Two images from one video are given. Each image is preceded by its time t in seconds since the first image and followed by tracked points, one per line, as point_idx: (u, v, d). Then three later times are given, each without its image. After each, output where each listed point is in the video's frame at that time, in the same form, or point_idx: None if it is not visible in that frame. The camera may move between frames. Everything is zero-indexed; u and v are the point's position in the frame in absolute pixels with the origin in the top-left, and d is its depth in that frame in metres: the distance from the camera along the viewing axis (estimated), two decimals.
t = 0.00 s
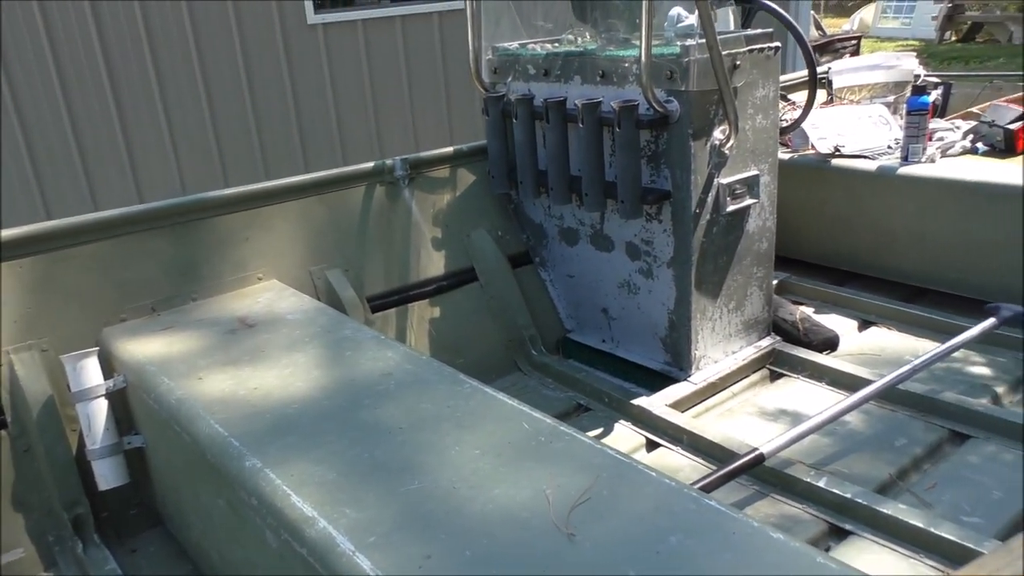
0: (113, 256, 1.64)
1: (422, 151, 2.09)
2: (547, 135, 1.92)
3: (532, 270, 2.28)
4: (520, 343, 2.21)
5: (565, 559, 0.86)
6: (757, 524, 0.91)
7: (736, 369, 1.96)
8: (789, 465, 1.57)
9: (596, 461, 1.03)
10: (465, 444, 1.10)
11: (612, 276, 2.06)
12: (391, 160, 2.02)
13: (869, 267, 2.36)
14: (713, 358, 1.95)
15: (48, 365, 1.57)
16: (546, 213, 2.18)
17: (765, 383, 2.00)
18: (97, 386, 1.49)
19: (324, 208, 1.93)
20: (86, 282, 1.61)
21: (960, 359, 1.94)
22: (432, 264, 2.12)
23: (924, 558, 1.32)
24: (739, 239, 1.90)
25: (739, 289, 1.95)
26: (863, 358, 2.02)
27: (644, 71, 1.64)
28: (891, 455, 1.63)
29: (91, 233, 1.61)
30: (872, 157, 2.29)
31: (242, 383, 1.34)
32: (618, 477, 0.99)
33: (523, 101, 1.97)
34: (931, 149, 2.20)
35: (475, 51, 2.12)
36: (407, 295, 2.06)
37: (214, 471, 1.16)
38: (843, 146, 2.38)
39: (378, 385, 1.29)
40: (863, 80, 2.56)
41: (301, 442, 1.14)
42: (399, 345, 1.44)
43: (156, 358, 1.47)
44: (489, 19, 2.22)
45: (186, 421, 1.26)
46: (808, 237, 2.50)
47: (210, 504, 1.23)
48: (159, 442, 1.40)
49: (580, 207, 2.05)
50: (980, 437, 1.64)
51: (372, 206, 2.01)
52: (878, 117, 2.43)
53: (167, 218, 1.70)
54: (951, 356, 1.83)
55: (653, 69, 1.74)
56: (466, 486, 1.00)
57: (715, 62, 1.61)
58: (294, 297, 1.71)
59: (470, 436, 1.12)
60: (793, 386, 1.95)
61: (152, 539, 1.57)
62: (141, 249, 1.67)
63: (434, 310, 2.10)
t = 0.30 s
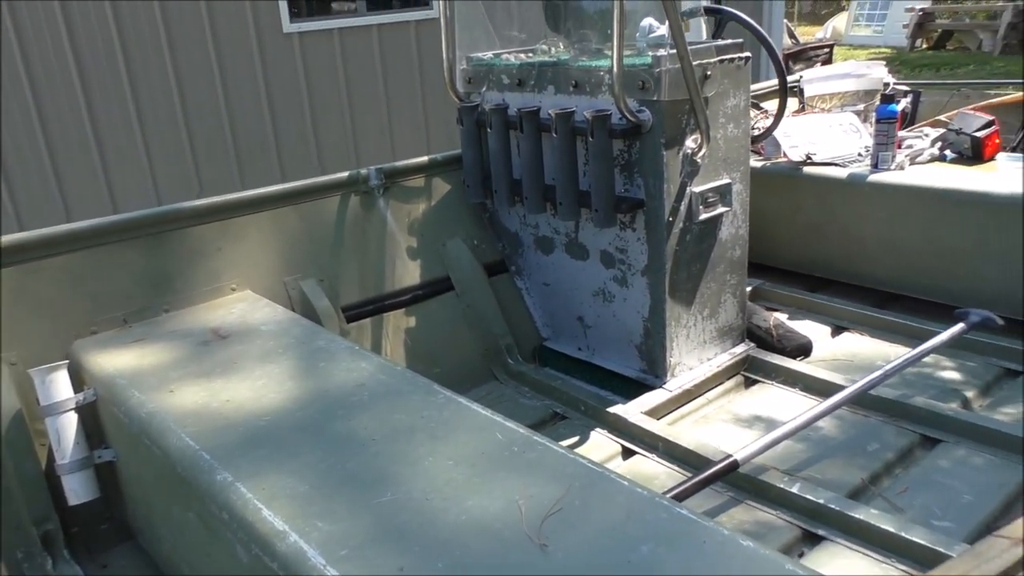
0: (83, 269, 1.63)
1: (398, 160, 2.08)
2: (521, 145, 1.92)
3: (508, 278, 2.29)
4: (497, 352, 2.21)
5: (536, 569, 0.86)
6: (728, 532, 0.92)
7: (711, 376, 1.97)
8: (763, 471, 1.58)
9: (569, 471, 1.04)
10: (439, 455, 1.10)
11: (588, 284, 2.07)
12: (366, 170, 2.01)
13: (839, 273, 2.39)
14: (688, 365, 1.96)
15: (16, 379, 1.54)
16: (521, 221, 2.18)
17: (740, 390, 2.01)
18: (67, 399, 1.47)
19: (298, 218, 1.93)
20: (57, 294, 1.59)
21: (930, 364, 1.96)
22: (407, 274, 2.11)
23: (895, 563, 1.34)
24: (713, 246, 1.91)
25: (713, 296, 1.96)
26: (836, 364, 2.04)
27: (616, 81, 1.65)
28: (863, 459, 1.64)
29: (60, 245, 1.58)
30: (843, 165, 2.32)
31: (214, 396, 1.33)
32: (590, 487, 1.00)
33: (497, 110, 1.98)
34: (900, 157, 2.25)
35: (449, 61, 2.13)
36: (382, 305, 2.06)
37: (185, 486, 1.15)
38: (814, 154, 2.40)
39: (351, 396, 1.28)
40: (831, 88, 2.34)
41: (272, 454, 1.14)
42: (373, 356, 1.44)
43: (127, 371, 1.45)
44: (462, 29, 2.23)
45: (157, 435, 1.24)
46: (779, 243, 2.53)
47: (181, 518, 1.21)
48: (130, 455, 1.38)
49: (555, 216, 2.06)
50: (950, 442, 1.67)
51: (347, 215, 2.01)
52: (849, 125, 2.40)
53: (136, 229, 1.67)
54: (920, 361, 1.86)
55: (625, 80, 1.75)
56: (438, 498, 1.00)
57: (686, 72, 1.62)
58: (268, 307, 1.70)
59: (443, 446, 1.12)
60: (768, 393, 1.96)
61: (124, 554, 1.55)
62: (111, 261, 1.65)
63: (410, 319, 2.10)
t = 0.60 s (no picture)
0: (55, 281, 1.60)
1: (373, 170, 2.09)
2: (497, 153, 1.93)
3: (485, 287, 2.29)
4: (475, 360, 2.20)
5: None
6: (702, 537, 0.92)
7: (687, 382, 1.98)
8: (739, 476, 1.59)
9: (545, 479, 1.04)
10: (414, 464, 1.10)
11: (564, 292, 2.07)
12: (342, 179, 2.03)
13: (814, 278, 2.41)
14: (665, 371, 1.97)
15: None
16: (498, 230, 2.19)
17: (716, 396, 2.03)
18: (39, 413, 1.45)
19: (274, 228, 1.92)
20: (29, 306, 1.56)
21: (903, 368, 1.99)
22: (384, 283, 2.11)
23: (869, 565, 1.35)
24: (687, 253, 1.93)
25: (689, 303, 1.98)
26: (811, 368, 2.06)
27: (590, 90, 1.66)
28: (837, 463, 1.66)
29: (34, 257, 1.56)
30: (816, 172, 2.35)
31: (187, 407, 1.32)
32: (566, 495, 1.00)
33: (472, 119, 1.99)
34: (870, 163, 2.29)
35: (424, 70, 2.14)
36: (359, 315, 2.05)
37: (157, 499, 1.14)
38: (787, 160, 2.42)
39: (327, 407, 1.28)
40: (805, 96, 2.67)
41: (247, 466, 1.13)
42: (349, 366, 1.44)
43: (99, 384, 1.44)
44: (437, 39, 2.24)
45: (129, 448, 1.23)
46: (753, 250, 2.55)
47: (155, 532, 1.20)
48: (102, 468, 1.37)
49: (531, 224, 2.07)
50: (921, 444, 1.69)
51: (323, 225, 2.00)
52: (821, 133, 2.50)
53: (110, 241, 1.67)
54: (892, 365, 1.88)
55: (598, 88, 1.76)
56: (413, 508, 1.00)
57: (659, 81, 1.64)
58: (243, 318, 1.69)
59: (418, 456, 1.12)
60: (744, 398, 1.98)
61: (97, 569, 1.52)
62: (83, 273, 1.64)
63: (387, 328, 2.10)
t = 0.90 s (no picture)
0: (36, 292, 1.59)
1: (355, 179, 2.10)
2: (478, 162, 1.94)
3: (468, 295, 2.30)
4: (458, 369, 2.21)
5: None
6: (681, 541, 0.94)
7: (669, 388, 2.00)
8: (719, 480, 1.61)
9: (526, 485, 1.05)
10: (397, 473, 1.10)
11: (547, 299, 2.09)
12: (324, 189, 2.03)
13: (793, 284, 2.44)
14: (647, 377, 1.99)
15: None
16: (480, 238, 2.20)
17: (697, 401, 2.04)
18: (19, 425, 1.45)
19: (256, 237, 1.93)
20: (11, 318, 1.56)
21: (880, 372, 2.02)
22: (366, 292, 2.11)
23: (847, 567, 1.37)
24: (668, 260, 1.95)
25: (669, 310, 2.00)
26: (790, 373, 2.09)
27: (569, 100, 1.68)
28: (816, 466, 1.68)
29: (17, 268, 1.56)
30: (794, 179, 2.38)
31: (169, 418, 1.32)
32: (547, 501, 1.01)
33: (454, 128, 2.00)
34: (847, 170, 2.33)
35: (405, 80, 2.15)
36: (342, 324, 2.06)
37: (140, 509, 1.14)
38: (766, 168, 2.46)
39: (310, 416, 1.28)
40: (782, 103, 2.77)
41: (229, 476, 1.13)
42: (331, 375, 1.44)
43: (81, 395, 1.44)
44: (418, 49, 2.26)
45: (110, 459, 1.23)
46: (733, 256, 2.58)
47: (136, 542, 1.20)
48: (84, 481, 1.36)
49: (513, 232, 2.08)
50: (899, 447, 1.72)
51: (305, 234, 2.01)
52: (798, 141, 2.54)
53: (91, 251, 1.66)
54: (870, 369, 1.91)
55: (579, 97, 1.78)
56: (396, 515, 1.01)
57: (637, 90, 1.66)
58: (225, 328, 1.69)
59: (401, 464, 1.13)
60: (724, 403, 2.00)
61: None
62: (64, 284, 1.63)
63: (370, 337, 2.10)
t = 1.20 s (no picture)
0: (19, 296, 1.60)
1: (337, 184, 2.12)
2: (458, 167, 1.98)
3: (449, 298, 2.33)
4: (440, 371, 2.23)
5: (477, 570, 0.90)
6: (657, 528, 0.97)
7: (647, 387, 2.04)
8: (696, 476, 1.65)
9: (508, 478, 1.08)
10: (382, 468, 1.13)
11: (527, 301, 2.12)
12: (306, 193, 2.05)
13: (768, 285, 2.49)
14: (625, 377, 2.03)
15: None
16: (461, 241, 2.23)
17: (675, 400, 2.09)
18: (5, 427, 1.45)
19: (239, 241, 1.95)
20: None
21: (852, 369, 2.07)
22: (349, 295, 2.14)
23: (820, 557, 1.41)
24: (645, 262, 1.99)
25: (647, 310, 2.04)
26: (765, 372, 2.14)
27: (548, 105, 1.72)
28: (790, 461, 1.73)
29: None
30: (768, 183, 2.43)
31: (155, 419, 1.34)
32: (529, 493, 1.04)
33: (435, 133, 2.03)
34: (820, 174, 2.38)
35: (386, 86, 2.18)
36: (325, 326, 2.08)
37: (127, 508, 1.16)
38: (741, 172, 2.51)
39: (294, 415, 1.31)
40: (758, 108, 2.81)
41: (217, 474, 1.15)
42: (315, 375, 1.47)
43: (66, 398, 1.45)
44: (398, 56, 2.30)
45: (97, 460, 1.24)
46: (709, 258, 2.62)
47: (124, 541, 1.21)
48: (70, 482, 1.37)
49: (493, 235, 2.11)
50: (870, 442, 1.76)
51: (288, 238, 2.03)
52: (773, 145, 2.59)
53: (74, 255, 1.67)
54: (842, 367, 1.96)
55: (557, 103, 1.82)
56: (381, 509, 1.04)
57: (614, 96, 1.70)
58: (209, 331, 1.71)
59: (385, 460, 1.15)
60: (701, 402, 2.04)
61: None
62: (47, 288, 1.64)
63: (352, 340, 2.13)
